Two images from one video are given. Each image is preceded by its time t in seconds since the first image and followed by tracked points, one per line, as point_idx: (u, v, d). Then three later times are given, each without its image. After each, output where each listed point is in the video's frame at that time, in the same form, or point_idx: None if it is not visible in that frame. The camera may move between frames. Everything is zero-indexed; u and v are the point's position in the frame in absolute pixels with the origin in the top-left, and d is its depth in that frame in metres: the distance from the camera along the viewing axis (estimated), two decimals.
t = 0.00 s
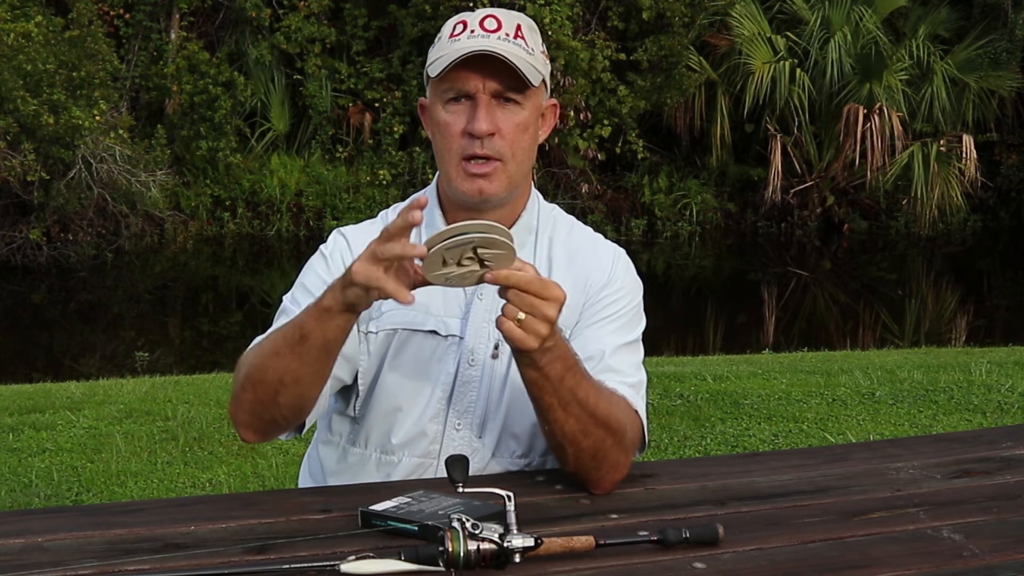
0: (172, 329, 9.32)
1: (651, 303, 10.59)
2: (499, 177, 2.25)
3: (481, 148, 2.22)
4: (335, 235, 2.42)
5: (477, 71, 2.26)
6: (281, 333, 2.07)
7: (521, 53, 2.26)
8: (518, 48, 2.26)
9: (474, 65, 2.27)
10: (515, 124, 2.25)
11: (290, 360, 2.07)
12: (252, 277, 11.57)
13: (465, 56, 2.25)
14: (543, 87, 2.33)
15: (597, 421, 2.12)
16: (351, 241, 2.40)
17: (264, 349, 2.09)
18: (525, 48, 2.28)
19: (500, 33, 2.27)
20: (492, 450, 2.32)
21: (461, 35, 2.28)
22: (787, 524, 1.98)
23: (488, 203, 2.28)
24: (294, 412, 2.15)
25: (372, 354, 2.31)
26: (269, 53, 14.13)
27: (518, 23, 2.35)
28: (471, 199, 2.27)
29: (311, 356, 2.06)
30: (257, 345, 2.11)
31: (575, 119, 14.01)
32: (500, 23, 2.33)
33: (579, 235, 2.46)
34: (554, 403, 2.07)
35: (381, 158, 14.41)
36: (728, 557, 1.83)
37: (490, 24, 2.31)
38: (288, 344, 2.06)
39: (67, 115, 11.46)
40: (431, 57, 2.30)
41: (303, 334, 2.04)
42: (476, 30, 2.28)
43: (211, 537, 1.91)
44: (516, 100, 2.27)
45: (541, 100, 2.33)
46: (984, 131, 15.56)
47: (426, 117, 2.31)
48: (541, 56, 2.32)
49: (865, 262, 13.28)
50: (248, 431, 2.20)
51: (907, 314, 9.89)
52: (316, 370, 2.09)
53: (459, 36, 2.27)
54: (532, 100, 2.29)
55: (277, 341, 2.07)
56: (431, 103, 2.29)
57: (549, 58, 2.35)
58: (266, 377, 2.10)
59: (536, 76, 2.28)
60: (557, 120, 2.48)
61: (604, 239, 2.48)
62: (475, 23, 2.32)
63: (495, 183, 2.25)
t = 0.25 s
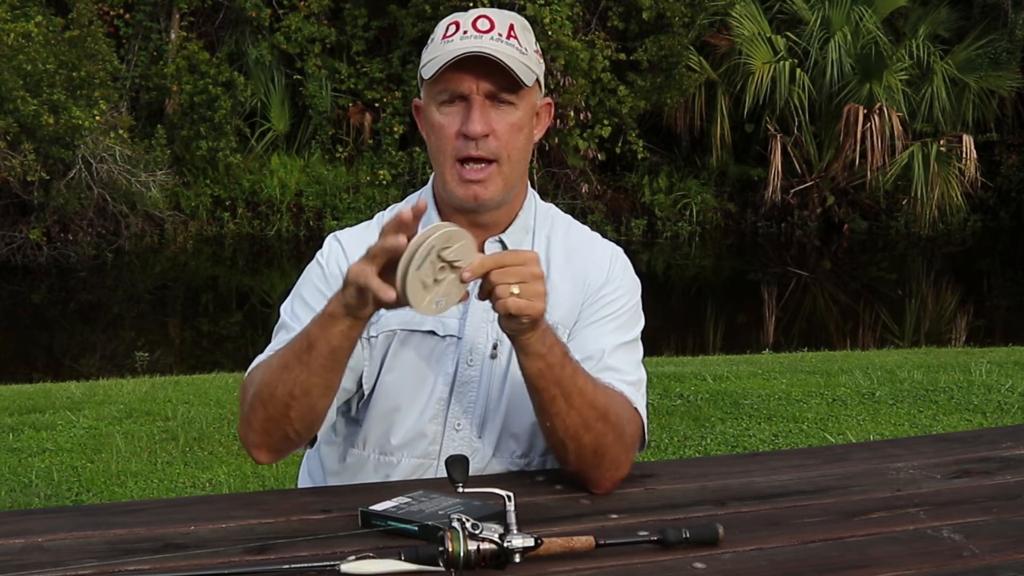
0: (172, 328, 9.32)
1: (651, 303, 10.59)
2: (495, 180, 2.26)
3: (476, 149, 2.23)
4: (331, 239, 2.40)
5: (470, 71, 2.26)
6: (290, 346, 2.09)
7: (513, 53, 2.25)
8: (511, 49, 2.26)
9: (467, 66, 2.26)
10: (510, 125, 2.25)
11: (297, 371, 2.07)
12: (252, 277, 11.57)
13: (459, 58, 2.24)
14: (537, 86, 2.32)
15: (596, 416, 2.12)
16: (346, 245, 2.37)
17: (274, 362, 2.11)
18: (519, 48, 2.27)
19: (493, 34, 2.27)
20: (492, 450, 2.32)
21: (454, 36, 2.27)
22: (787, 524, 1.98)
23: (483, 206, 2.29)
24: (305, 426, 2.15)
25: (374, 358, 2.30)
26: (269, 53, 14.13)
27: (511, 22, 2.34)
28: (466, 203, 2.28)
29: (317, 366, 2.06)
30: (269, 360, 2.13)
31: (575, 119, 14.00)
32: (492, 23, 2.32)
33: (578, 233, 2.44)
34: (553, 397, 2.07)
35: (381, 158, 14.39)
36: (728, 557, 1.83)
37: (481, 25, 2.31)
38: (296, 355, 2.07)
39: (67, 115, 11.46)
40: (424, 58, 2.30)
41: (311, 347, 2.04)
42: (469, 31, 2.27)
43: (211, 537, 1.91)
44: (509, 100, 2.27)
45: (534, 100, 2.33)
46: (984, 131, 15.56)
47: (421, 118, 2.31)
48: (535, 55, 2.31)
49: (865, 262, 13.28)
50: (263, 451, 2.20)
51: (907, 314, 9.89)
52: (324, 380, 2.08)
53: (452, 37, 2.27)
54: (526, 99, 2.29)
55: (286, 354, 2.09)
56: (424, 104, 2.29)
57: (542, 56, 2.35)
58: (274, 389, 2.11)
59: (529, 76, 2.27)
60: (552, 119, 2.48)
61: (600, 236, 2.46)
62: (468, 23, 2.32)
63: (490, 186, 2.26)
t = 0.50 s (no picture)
0: (172, 329, 9.33)
1: (651, 304, 10.59)
2: (487, 180, 2.27)
3: (467, 153, 2.23)
4: (327, 244, 2.41)
5: (457, 75, 2.26)
6: (284, 389, 2.07)
7: (500, 55, 2.26)
8: (496, 50, 2.26)
9: (454, 70, 2.26)
10: (499, 127, 2.26)
11: (295, 416, 2.08)
12: (252, 277, 11.58)
13: (447, 63, 2.24)
14: (525, 85, 2.33)
15: (597, 415, 2.12)
16: (342, 251, 2.39)
17: (269, 404, 2.10)
18: (505, 49, 2.28)
19: (478, 37, 2.29)
20: (491, 449, 2.32)
21: (440, 40, 2.28)
22: (788, 524, 1.98)
23: (476, 205, 2.30)
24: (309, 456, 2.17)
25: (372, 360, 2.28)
26: (269, 53, 14.14)
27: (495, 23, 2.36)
28: (458, 203, 2.28)
29: (316, 407, 2.06)
30: (264, 397, 2.12)
31: (576, 119, 13.99)
32: (477, 25, 2.33)
33: (573, 232, 2.44)
34: (560, 397, 2.06)
35: (381, 158, 14.38)
36: (728, 557, 1.83)
37: (466, 28, 2.32)
38: (293, 399, 2.06)
39: (67, 115, 11.46)
40: (410, 63, 2.30)
41: (307, 389, 2.03)
42: (454, 35, 2.28)
43: (212, 537, 1.91)
44: (497, 102, 2.28)
45: (523, 98, 2.33)
46: (983, 131, 15.57)
47: (411, 120, 2.32)
48: (522, 54, 2.32)
49: (864, 262, 13.29)
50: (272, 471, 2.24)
51: (907, 314, 9.90)
52: (324, 420, 2.09)
53: (437, 41, 2.28)
54: (514, 99, 2.30)
55: (281, 396, 2.08)
56: (414, 108, 2.29)
57: (529, 54, 2.36)
58: (275, 432, 2.11)
59: (517, 76, 2.28)
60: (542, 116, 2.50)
61: (596, 234, 2.46)
62: (453, 26, 2.33)
63: (482, 185, 2.27)
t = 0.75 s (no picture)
0: (172, 328, 9.33)
1: (651, 304, 10.59)
2: (476, 179, 2.29)
3: (454, 155, 2.25)
4: (319, 248, 2.41)
5: (440, 78, 2.27)
6: (277, 423, 2.06)
7: (482, 55, 2.26)
8: (478, 51, 2.26)
9: (437, 74, 2.27)
10: (485, 126, 2.28)
11: (290, 447, 2.09)
12: (252, 277, 11.58)
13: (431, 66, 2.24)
14: (509, 84, 2.34)
15: (618, 418, 2.11)
16: (336, 255, 2.38)
17: (263, 435, 2.09)
18: (486, 48, 2.28)
19: (459, 38, 2.28)
20: (491, 448, 2.31)
21: (421, 44, 2.28)
22: (788, 524, 1.98)
23: (466, 206, 2.31)
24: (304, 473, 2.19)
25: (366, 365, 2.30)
26: (269, 53, 14.14)
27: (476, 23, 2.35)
28: (449, 204, 2.30)
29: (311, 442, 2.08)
30: (257, 427, 2.11)
31: (576, 120, 13.97)
32: (458, 26, 2.33)
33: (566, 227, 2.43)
34: (585, 410, 2.06)
35: (381, 158, 14.38)
36: (729, 557, 1.83)
37: (447, 29, 2.32)
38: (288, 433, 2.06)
39: (67, 115, 11.46)
40: (393, 68, 2.30)
41: (300, 425, 2.03)
42: (435, 38, 2.28)
43: (212, 537, 1.91)
44: (482, 102, 2.29)
45: (508, 97, 2.35)
46: (983, 131, 15.57)
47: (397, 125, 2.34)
48: (504, 52, 2.32)
49: (865, 262, 13.28)
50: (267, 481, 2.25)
51: (907, 314, 9.89)
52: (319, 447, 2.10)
53: (419, 45, 2.28)
54: (499, 99, 2.31)
55: (274, 429, 2.07)
56: (400, 113, 2.31)
57: (512, 52, 2.36)
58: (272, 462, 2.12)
59: (500, 75, 2.29)
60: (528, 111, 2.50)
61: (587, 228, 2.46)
62: (433, 29, 2.32)
63: (472, 185, 2.29)
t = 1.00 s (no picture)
0: (172, 329, 9.32)
1: (651, 304, 10.58)
2: (464, 185, 2.27)
3: (441, 163, 2.24)
4: (308, 257, 2.35)
5: (423, 86, 2.26)
6: (290, 457, 2.07)
7: (466, 61, 2.26)
8: (461, 56, 2.26)
9: (422, 81, 2.26)
10: (472, 132, 2.26)
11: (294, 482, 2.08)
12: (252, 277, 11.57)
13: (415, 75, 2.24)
14: (493, 88, 2.33)
15: (635, 465, 2.11)
16: (324, 266, 2.33)
17: (269, 463, 2.09)
18: (469, 53, 2.28)
19: (442, 44, 2.27)
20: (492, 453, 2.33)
21: (403, 51, 2.27)
22: (787, 523, 1.98)
23: (455, 214, 2.29)
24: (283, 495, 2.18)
25: (362, 377, 2.30)
26: (269, 53, 14.15)
27: (458, 27, 2.34)
28: (438, 212, 2.27)
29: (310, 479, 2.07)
30: (263, 452, 2.10)
31: (576, 119, 13.95)
32: (439, 32, 2.32)
33: (559, 223, 2.41)
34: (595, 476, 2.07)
35: (381, 159, 14.37)
36: (728, 557, 1.83)
37: (429, 36, 2.31)
38: (296, 470, 2.06)
39: (67, 115, 11.46)
40: (375, 77, 2.29)
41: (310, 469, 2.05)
42: (417, 44, 2.27)
43: (211, 537, 1.91)
44: (467, 108, 2.28)
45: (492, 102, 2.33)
46: (984, 131, 15.57)
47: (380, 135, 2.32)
48: (487, 56, 2.32)
49: (865, 262, 13.28)
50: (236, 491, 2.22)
51: (907, 314, 9.89)
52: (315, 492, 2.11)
53: (401, 53, 2.26)
54: (484, 104, 2.30)
55: (284, 460, 2.07)
56: (384, 124, 2.29)
57: (495, 55, 2.35)
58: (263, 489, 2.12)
59: (485, 78, 2.28)
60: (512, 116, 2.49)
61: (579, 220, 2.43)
62: (415, 36, 2.31)
63: (461, 191, 2.27)
